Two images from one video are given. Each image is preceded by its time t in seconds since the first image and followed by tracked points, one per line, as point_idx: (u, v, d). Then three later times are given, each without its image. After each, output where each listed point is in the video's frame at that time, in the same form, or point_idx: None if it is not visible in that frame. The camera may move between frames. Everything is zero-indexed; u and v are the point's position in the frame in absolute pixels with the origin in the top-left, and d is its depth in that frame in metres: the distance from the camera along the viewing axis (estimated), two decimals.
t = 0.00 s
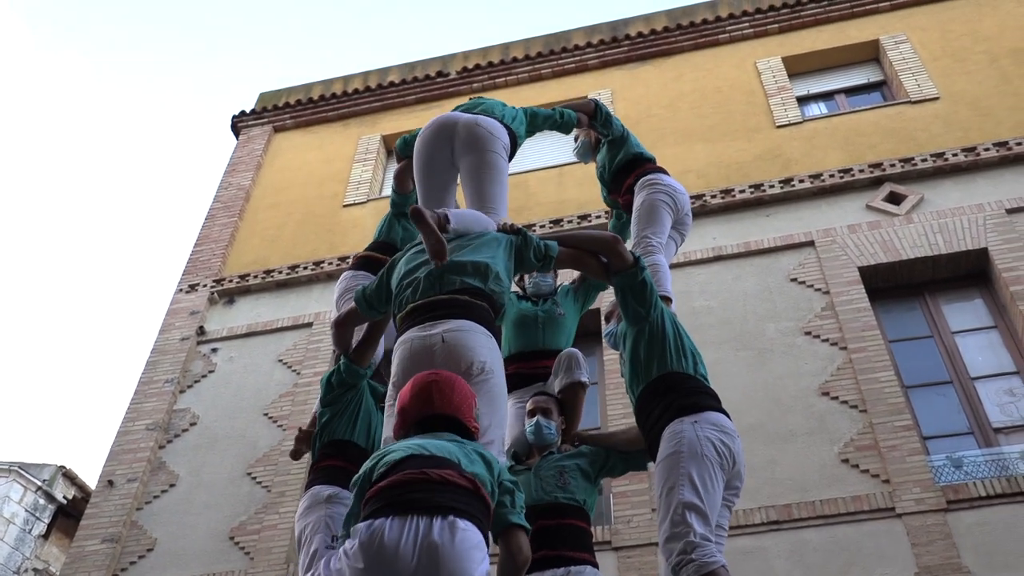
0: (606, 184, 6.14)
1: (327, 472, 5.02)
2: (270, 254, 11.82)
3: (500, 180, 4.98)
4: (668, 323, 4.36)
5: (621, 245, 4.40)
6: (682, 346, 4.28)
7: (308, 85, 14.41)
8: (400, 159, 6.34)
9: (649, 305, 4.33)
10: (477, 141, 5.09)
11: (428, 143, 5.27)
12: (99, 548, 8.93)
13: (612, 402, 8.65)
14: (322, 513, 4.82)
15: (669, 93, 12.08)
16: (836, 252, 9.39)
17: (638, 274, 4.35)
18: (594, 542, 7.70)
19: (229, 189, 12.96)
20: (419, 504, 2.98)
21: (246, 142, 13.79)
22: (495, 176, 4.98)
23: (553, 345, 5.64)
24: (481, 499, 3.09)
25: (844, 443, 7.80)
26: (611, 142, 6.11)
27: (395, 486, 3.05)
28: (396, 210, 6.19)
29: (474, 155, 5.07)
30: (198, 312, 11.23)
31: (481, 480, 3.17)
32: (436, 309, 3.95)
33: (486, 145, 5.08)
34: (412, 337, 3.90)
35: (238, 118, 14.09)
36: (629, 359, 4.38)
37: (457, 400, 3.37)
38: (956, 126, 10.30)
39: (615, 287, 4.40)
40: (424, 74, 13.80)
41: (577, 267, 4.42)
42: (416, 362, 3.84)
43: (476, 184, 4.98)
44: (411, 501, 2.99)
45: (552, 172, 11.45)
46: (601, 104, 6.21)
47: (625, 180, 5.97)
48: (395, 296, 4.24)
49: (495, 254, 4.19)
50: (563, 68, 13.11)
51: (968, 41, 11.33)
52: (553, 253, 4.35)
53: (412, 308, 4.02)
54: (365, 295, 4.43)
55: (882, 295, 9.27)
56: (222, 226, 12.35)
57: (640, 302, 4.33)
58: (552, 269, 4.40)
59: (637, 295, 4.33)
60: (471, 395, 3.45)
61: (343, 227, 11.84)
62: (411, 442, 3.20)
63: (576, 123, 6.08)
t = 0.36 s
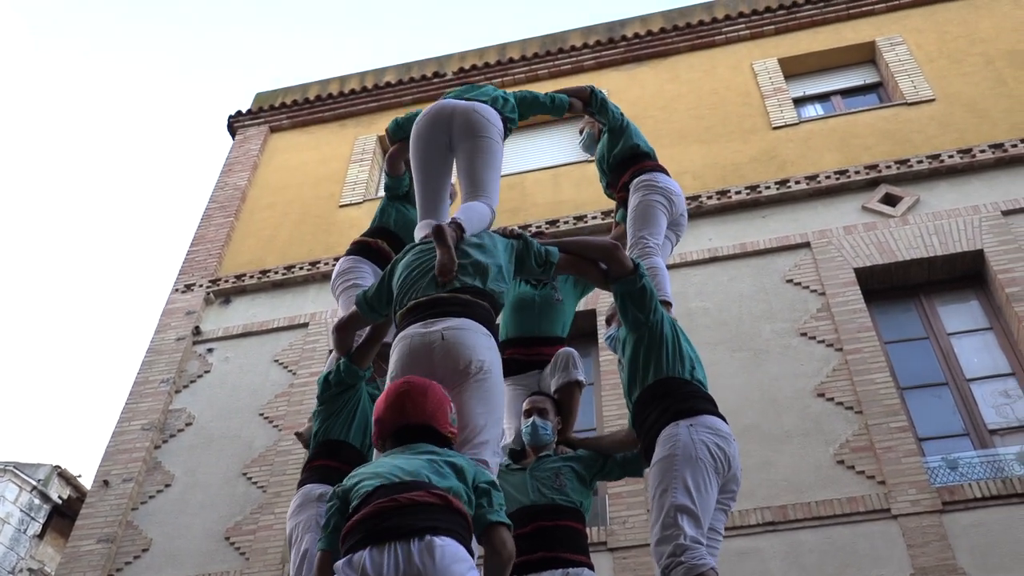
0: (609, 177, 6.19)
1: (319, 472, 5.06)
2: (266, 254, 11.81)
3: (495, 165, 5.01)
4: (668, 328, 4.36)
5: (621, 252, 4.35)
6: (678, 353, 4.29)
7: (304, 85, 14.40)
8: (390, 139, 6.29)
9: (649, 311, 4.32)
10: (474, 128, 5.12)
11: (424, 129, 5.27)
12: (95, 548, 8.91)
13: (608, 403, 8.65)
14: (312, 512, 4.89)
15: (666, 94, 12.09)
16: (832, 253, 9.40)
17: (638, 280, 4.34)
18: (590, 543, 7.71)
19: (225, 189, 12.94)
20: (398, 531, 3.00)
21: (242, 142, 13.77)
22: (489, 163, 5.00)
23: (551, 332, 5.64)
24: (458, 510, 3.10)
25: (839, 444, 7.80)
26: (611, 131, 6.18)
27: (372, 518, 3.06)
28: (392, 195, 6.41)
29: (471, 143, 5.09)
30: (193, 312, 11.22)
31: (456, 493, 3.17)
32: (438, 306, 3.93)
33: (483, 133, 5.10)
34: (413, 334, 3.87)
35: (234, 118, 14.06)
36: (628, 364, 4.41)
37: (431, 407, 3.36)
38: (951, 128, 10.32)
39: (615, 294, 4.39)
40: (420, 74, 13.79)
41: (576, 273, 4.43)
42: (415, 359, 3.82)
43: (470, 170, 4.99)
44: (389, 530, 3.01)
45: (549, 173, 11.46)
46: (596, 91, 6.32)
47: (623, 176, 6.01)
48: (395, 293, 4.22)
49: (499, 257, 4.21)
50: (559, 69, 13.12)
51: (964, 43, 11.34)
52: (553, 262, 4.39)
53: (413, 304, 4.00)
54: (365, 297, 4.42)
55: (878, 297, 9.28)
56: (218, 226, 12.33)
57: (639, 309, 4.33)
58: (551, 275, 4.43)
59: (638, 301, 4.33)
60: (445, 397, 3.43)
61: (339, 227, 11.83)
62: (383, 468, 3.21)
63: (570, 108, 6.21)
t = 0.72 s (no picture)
0: (606, 175, 6.20)
1: (313, 475, 5.06)
2: (262, 256, 11.80)
3: (501, 152, 5.25)
4: (665, 325, 4.38)
5: (619, 251, 4.35)
6: (677, 349, 4.31)
7: (301, 86, 14.40)
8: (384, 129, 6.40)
9: (646, 309, 4.35)
10: (473, 116, 5.31)
11: (418, 122, 5.40)
12: (92, 550, 8.90)
13: (605, 403, 8.64)
14: (307, 516, 4.91)
15: (662, 95, 12.09)
16: (829, 254, 9.40)
17: (635, 279, 4.36)
18: (587, 544, 7.70)
19: (222, 191, 12.93)
20: (389, 493, 3.01)
21: (238, 144, 13.76)
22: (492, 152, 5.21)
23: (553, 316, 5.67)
24: (453, 478, 3.10)
25: (836, 445, 7.80)
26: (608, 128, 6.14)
27: (366, 485, 3.09)
28: (383, 187, 6.46)
29: (471, 131, 5.28)
30: (190, 314, 11.21)
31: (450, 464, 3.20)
32: (431, 310, 3.94)
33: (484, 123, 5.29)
34: (403, 339, 3.87)
35: (230, 120, 14.05)
36: (626, 364, 4.43)
37: (420, 383, 3.39)
38: (947, 128, 10.33)
39: (612, 290, 4.42)
40: (417, 75, 13.79)
41: (571, 270, 4.45)
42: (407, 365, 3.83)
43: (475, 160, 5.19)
44: (382, 492, 3.03)
45: (545, 174, 11.46)
46: (591, 85, 6.28)
47: (622, 177, 6.01)
48: (388, 296, 4.23)
49: (493, 256, 4.16)
50: (556, 70, 13.12)
51: (960, 43, 11.35)
52: (549, 259, 4.35)
53: (407, 307, 4.01)
54: (360, 298, 4.41)
55: (874, 297, 9.28)
56: (215, 228, 12.33)
57: (637, 306, 4.36)
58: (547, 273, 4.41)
59: (636, 300, 4.35)
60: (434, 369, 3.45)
61: (335, 229, 11.83)
62: (380, 444, 3.25)
63: (563, 100, 6.17)
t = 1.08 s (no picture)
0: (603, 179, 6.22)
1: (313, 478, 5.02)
2: (260, 258, 11.80)
3: (503, 149, 5.52)
4: (661, 326, 4.39)
5: (615, 251, 4.32)
6: (675, 350, 4.32)
7: (299, 88, 14.41)
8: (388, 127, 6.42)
9: (642, 311, 4.35)
10: (474, 113, 5.54)
11: (421, 123, 5.63)
12: (89, 552, 8.88)
13: (603, 406, 8.64)
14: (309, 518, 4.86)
15: (660, 98, 12.11)
16: (827, 257, 9.41)
17: (631, 280, 4.36)
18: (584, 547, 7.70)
19: (220, 192, 12.93)
20: (378, 437, 3.26)
21: (237, 146, 13.76)
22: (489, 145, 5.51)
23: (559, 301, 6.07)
24: (438, 426, 3.31)
25: (834, 448, 7.81)
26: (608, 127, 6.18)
27: (359, 433, 3.35)
28: (382, 184, 6.51)
29: (473, 129, 5.53)
30: (188, 316, 11.20)
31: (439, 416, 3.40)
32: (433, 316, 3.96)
33: (481, 115, 5.55)
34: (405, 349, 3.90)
35: (229, 122, 14.05)
36: (623, 365, 4.44)
37: (414, 339, 3.56)
38: (945, 132, 10.34)
39: (607, 291, 4.40)
40: (415, 78, 13.81)
41: (569, 272, 4.42)
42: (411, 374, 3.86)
43: (480, 156, 5.49)
44: (372, 437, 3.27)
45: (543, 177, 11.46)
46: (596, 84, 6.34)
47: (618, 182, 6.03)
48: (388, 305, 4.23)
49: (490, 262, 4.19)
50: (554, 73, 13.13)
51: (958, 47, 11.37)
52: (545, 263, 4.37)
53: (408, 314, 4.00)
54: (358, 310, 4.37)
55: (872, 300, 9.29)
56: (213, 230, 12.32)
57: (631, 309, 4.36)
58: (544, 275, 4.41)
59: (630, 300, 4.35)
60: (427, 324, 3.61)
61: (333, 231, 11.83)
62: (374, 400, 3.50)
63: (564, 97, 6.31)
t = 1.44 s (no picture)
0: (603, 180, 6.23)
1: (309, 480, 5.06)
2: (259, 261, 11.81)
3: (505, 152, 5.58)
4: (662, 332, 4.38)
5: (613, 264, 4.31)
6: (676, 356, 4.32)
7: (298, 92, 14.41)
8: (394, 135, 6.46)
9: (642, 319, 4.33)
10: (478, 116, 5.59)
11: (427, 126, 5.64)
12: (86, 556, 8.87)
13: (600, 410, 8.64)
14: (307, 520, 4.90)
15: (658, 102, 12.12)
16: (825, 261, 9.42)
17: (628, 291, 4.34)
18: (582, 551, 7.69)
19: (219, 195, 12.93)
20: (367, 413, 3.46)
21: (235, 149, 13.77)
22: (495, 151, 5.54)
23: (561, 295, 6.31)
24: (422, 393, 3.50)
25: (831, 452, 7.81)
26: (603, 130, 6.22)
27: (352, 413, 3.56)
28: (384, 190, 6.54)
29: (476, 132, 5.59)
30: (186, 319, 11.20)
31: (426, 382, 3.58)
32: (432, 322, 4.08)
33: (489, 122, 5.59)
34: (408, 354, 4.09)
35: (227, 125, 14.06)
36: (623, 370, 4.44)
37: (407, 296, 3.77)
38: (943, 137, 10.36)
39: (607, 302, 4.38)
40: (414, 81, 13.82)
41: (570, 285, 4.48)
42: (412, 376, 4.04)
43: (483, 158, 5.49)
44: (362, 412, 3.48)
45: (541, 181, 11.46)
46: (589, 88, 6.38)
47: (616, 183, 6.04)
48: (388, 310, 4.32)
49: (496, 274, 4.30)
50: (553, 77, 13.14)
51: (955, 52, 11.40)
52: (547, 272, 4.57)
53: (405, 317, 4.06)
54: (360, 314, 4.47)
55: (869, 305, 9.29)
56: (211, 233, 12.32)
57: (629, 320, 4.34)
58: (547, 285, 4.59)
59: (627, 312, 4.34)
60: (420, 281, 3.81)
61: (331, 234, 11.83)
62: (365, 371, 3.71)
63: (564, 99, 6.25)
